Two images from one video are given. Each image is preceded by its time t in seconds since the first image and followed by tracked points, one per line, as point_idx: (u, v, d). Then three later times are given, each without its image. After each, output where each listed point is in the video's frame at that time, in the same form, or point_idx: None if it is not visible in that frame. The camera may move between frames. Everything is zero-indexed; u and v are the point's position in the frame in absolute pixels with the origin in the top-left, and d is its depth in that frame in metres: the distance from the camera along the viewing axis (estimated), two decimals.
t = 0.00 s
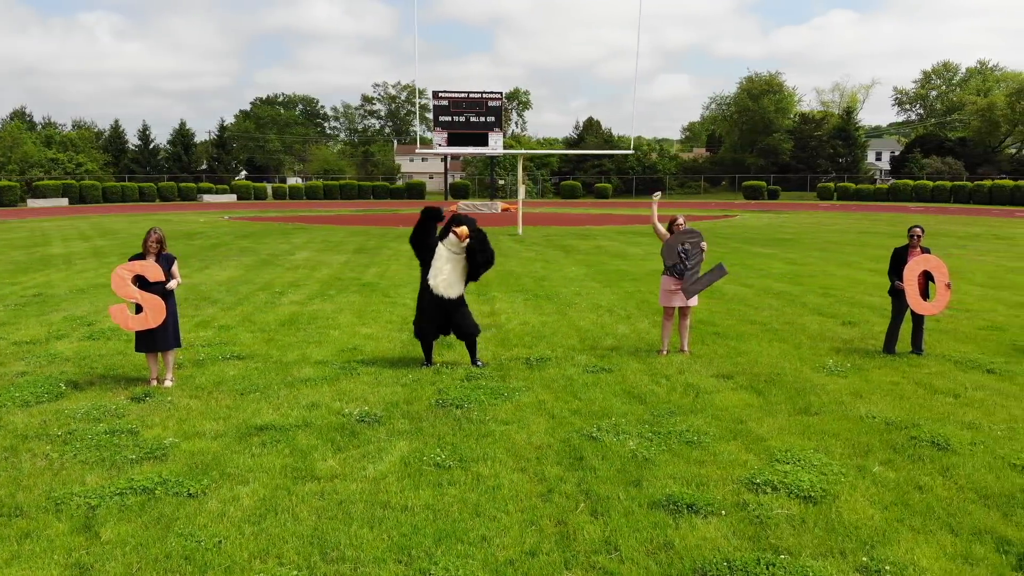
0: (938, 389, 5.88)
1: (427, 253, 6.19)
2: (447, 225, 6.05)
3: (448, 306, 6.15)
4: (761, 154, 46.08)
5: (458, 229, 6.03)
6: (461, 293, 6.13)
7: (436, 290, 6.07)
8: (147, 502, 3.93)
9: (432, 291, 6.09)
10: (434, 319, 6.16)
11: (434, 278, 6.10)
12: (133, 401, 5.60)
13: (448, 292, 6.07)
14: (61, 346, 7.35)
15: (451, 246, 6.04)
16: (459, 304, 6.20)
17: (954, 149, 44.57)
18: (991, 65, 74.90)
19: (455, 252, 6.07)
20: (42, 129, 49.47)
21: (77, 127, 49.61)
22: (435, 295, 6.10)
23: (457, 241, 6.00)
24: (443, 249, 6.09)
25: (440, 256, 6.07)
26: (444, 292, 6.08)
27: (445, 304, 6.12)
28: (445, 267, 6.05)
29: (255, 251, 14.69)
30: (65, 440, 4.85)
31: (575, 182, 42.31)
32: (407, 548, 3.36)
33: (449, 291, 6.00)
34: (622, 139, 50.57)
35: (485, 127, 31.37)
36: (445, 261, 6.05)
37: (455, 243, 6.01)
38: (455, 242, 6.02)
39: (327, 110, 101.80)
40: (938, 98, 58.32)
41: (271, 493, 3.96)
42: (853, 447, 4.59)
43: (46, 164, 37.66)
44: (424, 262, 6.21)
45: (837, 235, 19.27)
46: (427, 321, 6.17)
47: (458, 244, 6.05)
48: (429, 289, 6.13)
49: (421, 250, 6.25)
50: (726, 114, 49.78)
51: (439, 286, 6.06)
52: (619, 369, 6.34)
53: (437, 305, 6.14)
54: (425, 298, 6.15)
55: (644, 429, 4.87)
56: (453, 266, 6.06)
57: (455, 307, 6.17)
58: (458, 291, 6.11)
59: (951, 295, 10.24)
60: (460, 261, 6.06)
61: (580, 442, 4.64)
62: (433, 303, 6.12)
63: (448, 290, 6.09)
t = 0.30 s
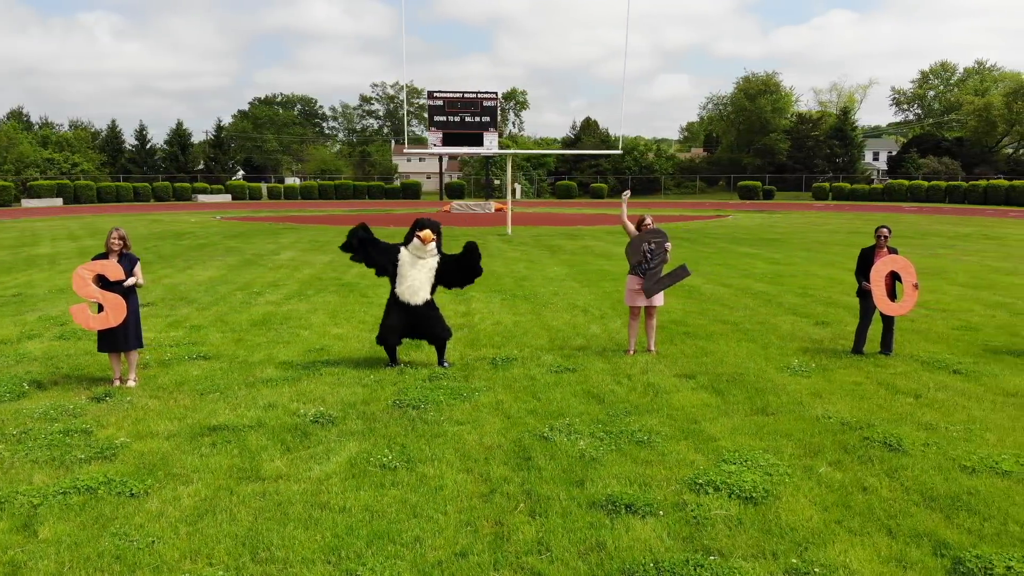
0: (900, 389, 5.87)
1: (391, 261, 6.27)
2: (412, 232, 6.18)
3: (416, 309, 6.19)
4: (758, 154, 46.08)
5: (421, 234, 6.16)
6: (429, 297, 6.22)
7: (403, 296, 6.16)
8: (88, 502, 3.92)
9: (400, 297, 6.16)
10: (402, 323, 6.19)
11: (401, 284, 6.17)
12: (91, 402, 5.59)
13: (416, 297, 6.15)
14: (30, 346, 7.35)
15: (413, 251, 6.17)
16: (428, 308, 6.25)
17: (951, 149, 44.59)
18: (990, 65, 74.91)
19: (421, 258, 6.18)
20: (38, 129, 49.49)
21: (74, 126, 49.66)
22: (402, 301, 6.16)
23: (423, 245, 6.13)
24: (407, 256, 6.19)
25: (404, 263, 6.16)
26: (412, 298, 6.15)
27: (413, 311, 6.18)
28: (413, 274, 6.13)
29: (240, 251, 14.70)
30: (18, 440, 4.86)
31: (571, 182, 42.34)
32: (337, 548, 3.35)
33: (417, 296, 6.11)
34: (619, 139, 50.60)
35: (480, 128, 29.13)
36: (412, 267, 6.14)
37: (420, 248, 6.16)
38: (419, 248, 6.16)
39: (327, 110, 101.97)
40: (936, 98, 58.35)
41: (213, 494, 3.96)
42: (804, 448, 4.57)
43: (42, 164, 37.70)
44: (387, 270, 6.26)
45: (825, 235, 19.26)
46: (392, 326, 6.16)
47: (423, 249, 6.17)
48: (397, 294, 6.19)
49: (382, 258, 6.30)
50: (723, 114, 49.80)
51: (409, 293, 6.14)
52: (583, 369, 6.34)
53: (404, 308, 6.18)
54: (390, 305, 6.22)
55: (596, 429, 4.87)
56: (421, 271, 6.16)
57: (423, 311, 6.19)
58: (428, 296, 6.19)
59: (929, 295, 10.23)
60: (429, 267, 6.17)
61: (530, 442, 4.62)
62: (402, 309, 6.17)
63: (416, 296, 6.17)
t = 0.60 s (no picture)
0: (864, 389, 5.86)
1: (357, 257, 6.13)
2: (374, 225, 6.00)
3: (394, 302, 6.05)
4: (755, 154, 46.12)
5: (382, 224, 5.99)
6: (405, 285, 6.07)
7: (379, 288, 6.01)
8: (34, 501, 3.93)
9: (374, 291, 6.02)
10: (379, 320, 6.09)
11: (372, 278, 6.02)
12: (53, 402, 5.59)
13: (390, 288, 6.00)
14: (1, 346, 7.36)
15: (378, 244, 6.01)
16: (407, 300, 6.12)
17: (948, 149, 44.69)
18: (987, 65, 75.03)
19: (387, 248, 6.01)
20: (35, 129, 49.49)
21: (71, 127, 49.74)
22: (377, 295, 6.03)
23: (386, 235, 5.96)
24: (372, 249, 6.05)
25: (371, 256, 6.02)
26: (386, 290, 6.00)
27: (390, 303, 6.05)
28: (381, 266, 5.97)
29: (227, 251, 14.70)
30: None
31: (567, 183, 42.40)
32: (272, 550, 3.34)
33: (392, 286, 5.97)
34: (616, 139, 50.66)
35: (475, 128, 28.03)
36: (379, 261, 5.98)
37: (385, 239, 5.99)
38: (383, 238, 5.99)
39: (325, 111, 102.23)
40: (933, 99, 58.51)
41: (160, 496, 3.96)
42: (758, 448, 4.56)
43: (38, 164, 37.84)
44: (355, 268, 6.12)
45: (815, 236, 19.27)
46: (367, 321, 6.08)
47: (387, 240, 5.99)
48: (370, 289, 6.06)
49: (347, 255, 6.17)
50: (720, 114, 49.86)
51: (381, 286, 5.99)
52: (551, 368, 6.35)
53: (382, 304, 6.06)
54: (367, 300, 6.09)
55: (552, 430, 4.87)
56: (390, 261, 5.99)
57: (401, 303, 6.06)
58: (404, 284, 6.04)
59: (910, 295, 10.21)
60: (398, 256, 6.01)
61: (484, 442, 4.62)
62: (379, 304, 6.05)
63: (391, 287, 6.01)
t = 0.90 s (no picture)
0: (823, 390, 5.85)
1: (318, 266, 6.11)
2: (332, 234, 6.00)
3: (360, 307, 6.08)
4: (751, 154, 46.10)
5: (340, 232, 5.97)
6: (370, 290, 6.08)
7: (345, 297, 6.02)
8: None
9: (340, 300, 6.04)
10: (344, 325, 6.09)
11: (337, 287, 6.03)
12: (12, 402, 5.59)
13: (355, 295, 6.01)
14: None
15: (336, 252, 6.01)
16: (371, 304, 6.14)
17: (945, 149, 44.65)
18: (985, 65, 75.02)
19: (347, 256, 6.00)
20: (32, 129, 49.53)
21: (68, 127, 49.78)
22: (344, 303, 6.04)
23: (344, 243, 5.95)
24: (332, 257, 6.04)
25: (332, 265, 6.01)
26: (353, 297, 6.02)
27: (357, 309, 6.07)
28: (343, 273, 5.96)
29: (212, 251, 14.70)
30: None
31: (563, 183, 42.40)
32: (199, 551, 3.34)
33: (358, 293, 5.99)
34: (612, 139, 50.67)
35: (469, 128, 27.66)
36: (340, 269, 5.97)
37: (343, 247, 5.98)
38: (341, 246, 5.98)
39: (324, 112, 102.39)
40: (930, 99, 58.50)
41: (98, 497, 3.95)
42: (704, 449, 4.55)
43: (33, 164, 37.89)
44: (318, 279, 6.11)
45: (804, 235, 19.23)
46: (333, 326, 6.08)
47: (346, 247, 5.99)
48: (336, 297, 6.07)
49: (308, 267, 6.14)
50: (717, 114, 49.87)
51: (347, 294, 6.01)
52: (514, 368, 6.35)
53: (347, 310, 6.07)
54: (334, 309, 6.10)
55: (503, 430, 4.86)
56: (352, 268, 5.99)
57: (367, 308, 6.08)
58: (369, 289, 6.06)
59: (888, 295, 10.19)
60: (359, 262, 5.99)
61: (432, 443, 4.61)
62: (346, 311, 6.06)
63: (357, 294, 6.03)
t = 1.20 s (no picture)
0: (787, 390, 5.86)
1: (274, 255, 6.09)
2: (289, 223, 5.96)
3: (316, 302, 6.07)
4: (748, 154, 46.08)
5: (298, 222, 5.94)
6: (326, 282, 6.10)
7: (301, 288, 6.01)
8: None
9: (295, 291, 6.02)
10: (301, 321, 6.09)
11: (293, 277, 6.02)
12: None
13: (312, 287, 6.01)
14: None
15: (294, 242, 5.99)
16: (328, 298, 6.14)
17: (941, 149, 44.58)
18: (983, 65, 74.99)
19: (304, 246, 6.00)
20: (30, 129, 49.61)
21: (65, 127, 49.86)
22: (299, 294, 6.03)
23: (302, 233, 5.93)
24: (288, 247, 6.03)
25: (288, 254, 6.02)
26: (309, 287, 6.01)
27: (312, 302, 6.06)
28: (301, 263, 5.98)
29: (199, 251, 14.71)
30: None
31: (559, 183, 42.42)
32: (136, 552, 3.35)
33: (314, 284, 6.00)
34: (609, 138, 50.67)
35: (465, 128, 27.61)
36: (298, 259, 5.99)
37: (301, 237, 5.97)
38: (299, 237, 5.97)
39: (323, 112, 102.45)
40: (928, 98, 58.45)
41: (46, 497, 3.96)
42: (658, 450, 4.55)
43: (28, 164, 37.96)
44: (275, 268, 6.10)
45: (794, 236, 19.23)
46: (290, 320, 6.08)
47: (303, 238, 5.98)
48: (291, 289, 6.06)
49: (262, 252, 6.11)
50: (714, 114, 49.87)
51: (303, 284, 6.00)
52: (481, 368, 6.35)
53: (304, 305, 6.06)
54: (289, 302, 6.08)
55: (459, 430, 4.86)
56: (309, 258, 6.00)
57: (323, 302, 6.09)
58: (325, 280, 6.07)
59: (868, 295, 10.19)
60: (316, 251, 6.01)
61: (386, 444, 4.61)
62: (302, 304, 6.05)
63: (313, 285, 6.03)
